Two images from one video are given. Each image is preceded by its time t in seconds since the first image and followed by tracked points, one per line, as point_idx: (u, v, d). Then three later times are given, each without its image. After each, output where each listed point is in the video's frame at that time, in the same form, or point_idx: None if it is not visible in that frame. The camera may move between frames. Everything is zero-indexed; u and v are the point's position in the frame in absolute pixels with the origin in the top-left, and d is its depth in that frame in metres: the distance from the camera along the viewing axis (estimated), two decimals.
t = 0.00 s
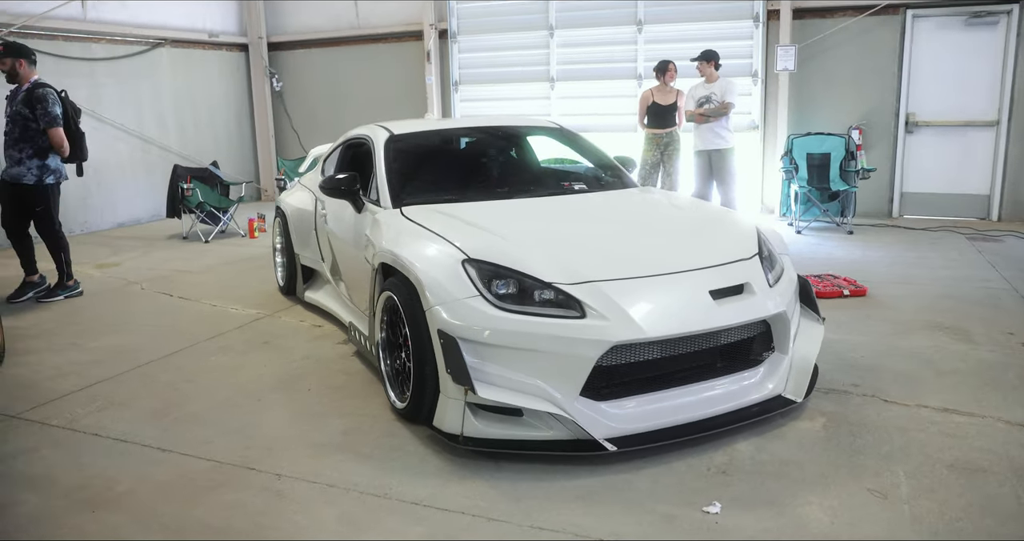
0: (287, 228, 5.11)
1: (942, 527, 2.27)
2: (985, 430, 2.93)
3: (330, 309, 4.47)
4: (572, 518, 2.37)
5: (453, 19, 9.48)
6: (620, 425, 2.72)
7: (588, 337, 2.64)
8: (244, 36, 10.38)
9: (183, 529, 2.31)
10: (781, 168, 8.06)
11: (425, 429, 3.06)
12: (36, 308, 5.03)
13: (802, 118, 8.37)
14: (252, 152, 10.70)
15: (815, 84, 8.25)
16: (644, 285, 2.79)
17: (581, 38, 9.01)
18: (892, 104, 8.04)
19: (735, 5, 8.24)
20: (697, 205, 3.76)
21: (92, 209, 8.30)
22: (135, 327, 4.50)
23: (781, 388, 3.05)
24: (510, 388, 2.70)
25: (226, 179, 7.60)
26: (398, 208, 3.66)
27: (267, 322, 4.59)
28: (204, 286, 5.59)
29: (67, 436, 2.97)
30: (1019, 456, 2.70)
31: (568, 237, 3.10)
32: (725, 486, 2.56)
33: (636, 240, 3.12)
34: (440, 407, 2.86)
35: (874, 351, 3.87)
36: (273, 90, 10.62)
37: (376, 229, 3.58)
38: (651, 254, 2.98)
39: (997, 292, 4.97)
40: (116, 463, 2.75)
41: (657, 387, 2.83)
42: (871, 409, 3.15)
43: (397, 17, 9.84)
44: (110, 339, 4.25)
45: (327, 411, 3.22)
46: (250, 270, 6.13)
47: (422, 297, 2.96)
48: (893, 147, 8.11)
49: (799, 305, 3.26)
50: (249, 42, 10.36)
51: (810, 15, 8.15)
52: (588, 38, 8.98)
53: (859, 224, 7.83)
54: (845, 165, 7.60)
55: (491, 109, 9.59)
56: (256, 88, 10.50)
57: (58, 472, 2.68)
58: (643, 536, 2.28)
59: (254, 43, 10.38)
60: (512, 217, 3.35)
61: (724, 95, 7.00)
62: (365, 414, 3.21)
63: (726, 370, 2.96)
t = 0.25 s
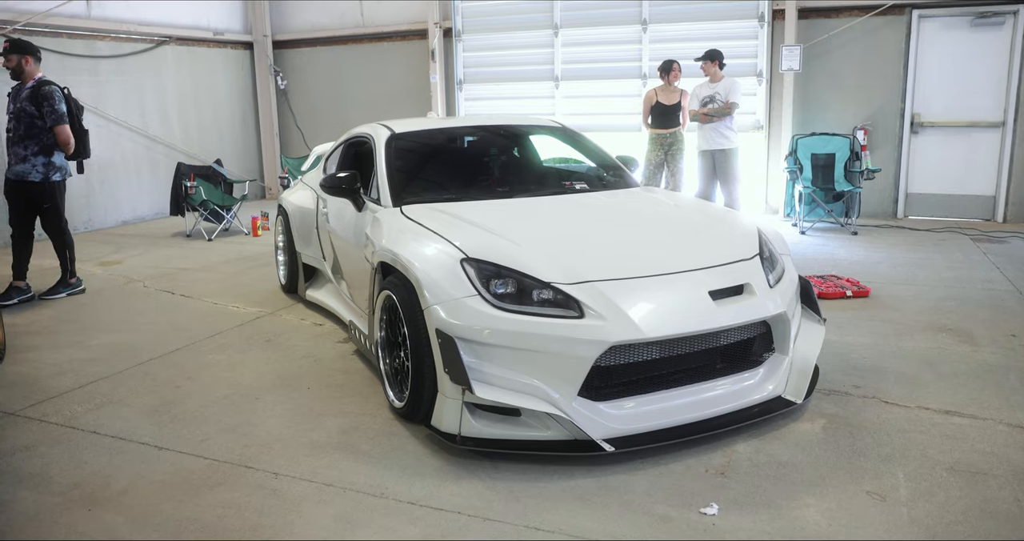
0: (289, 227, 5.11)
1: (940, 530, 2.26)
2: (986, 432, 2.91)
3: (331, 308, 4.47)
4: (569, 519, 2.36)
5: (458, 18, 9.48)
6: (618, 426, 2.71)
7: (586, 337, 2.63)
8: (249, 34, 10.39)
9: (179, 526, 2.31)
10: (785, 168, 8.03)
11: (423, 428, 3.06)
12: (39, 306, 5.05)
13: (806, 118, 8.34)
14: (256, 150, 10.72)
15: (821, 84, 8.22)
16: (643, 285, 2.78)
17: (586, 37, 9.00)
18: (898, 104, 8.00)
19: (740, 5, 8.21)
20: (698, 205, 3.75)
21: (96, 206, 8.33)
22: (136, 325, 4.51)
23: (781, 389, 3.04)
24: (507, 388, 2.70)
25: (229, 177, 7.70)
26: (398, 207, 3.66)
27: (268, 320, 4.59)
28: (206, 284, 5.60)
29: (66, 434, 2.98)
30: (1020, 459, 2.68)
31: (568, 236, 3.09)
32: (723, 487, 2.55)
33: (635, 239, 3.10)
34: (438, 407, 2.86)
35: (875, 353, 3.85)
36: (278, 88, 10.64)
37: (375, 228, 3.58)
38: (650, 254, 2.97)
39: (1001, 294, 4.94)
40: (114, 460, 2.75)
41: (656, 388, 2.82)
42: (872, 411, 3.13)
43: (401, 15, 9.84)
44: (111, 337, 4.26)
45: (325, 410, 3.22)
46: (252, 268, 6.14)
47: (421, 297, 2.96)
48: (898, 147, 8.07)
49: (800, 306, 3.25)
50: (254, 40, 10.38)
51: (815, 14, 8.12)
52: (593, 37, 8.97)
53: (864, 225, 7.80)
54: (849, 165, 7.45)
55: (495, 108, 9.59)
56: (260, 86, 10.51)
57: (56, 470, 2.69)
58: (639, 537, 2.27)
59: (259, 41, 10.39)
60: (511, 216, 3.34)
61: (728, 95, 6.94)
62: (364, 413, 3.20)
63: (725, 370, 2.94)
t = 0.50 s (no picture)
0: (289, 226, 5.12)
1: (935, 532, 2.26)
2: (982, 435, 2.90)
3: (329, 307, 4.47)
4: (563, 520, 2.36)
5: (459, 18, 9.48)
6: (614, 427, 2.70)
7: (582, 338, 2.63)
8: (250, 33, 10.40)
9: (174, 525, 2.32)
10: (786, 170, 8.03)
11: (419, 428, 3.06)
12: (39, 304, 5.06)
13: (808, 119, 8.33)
14: (258, 149, 10.73)
15: (822, 85, 8.21)
16: (640, 286, 2.78)
17: (588, 37, 8.99)
18: (899, 106, 7.99)
19: (742, 6, 8.21)
20: (697, 205, 3.75)
21: (97, 204, 8.34)
22: (135, 323, 4.52)
23: (778, 391, 3.03)
24: (503, 388, 2.70)
25: (230, 176, 7.71)
26: (397, 206, 3.66)
27: (266, 320, 4.60)
28: (206, 283, 5.61)
29: (62, 433, 2.98)
30: (1016, 461, 2.68)
31: (565, 237, 3.09)
32: (719, 489, 2.54)
33: (633, 240, 3.10)
34: (434, 407, 2.86)
35: (873, 355, 3.85)
36: (279, 87, 10.65)
37: (374, 227, 3.58)
38: (648, 255, 2.97)
39: (1000, 296, 4.94)
40: (110, 459, 2.75)
41: (653, 389, 2.81)
42: (869, 413, 3.13)
43: (403, 15, 9.84)
44: (109, 335, 4.26)
45: (322, 409, 3.22)
46: (252, 267, 6.14)
47: (418, 297, 2.96)
48: (899, 149, 8.06)
49: (798, 307, 3.24)
50: (256, 40, 10.39)
51: (816, 16, 8.11)
52: (594, 38, 8.96)
53: (864, 227, 7.79)
54: (850, 166, 7.51)
55: (496, 108, 9.59)
56: (262, 85, 10.53)
57: (52, 468, 2.69)
58: (634, 538, 2.27)
59: (261, 40, 10.40)
60: (508, 216, 3.34)
61: (729, 96, 6.95)
62: (361, 413, 3.21)
63: (723, 372, 2.94)
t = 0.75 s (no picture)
0: (283, 226, 5.11)
1: (925, 534, 2.26)
2: (973, 437, 2.91)
3: (323, 307, 4.47)
4: (554, 521, 2.36)
5: (456, 18, 9.48)
6: (606, 428, 2.71)
7: (574, 339, 2.63)
8: (247, 32, 10.39)
9: (163, 525, 2.31)
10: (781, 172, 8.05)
11: (411, 428, 3.05)
12: (31, 303, 5.04)
13: (803, 122, 8.34)
14: (253, 148, 10.71)
15: (818, 88, 8.22)
16: (633, 287, 2.78)
17: (584, 39, 9.00)
18: (894, 109, 8.01)
19: (738, 8, 8.22)
20: (691, 207, 3.75)
21: (92, 203, 8.32)
22: (127, 323, 4.51)
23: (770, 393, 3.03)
24: (495, 389, 2.69)
25: (226, 176, 7.74)
26: (390, 207, 3.66)
27: (260, 319, 4.59)
28: (200, 282, 5.60)
29: (52, 432, 2.97)
30: (1006, 464, 2.68)
31: (558, 238, 3.09)
32: (710, 491, 2.54)
33: (626, 241, 3.10)
34: (426, 407, 2.86)
35: (866, 357, 3.85)
36: (275, 87, 10.64)
37: (367, 227, 3.58)
38: (640, 256, 2.97)
39: (993, 299, 4.95)
40: (101, 459, 2.75)
41: (645, 390, 2.82)
42: (860, 415, 3.13)
43: (399, 14, 9.83)
44: (101, 334, 4.25)
45: (314, 409, 3.22)
46: (246, 267, 6.13)
47: (410, 297, 2.96)
48: (894, 152, 8.08)
49: (790, 309, 3.25)
50: (252, 39, 10.37)
51: (812, 18, 8.13)
52: (591, 39, 8.97)
53: (859, 229, 7.80)
54: (845, 169, 7.63)
55: (492, 108, 9.58)
56: (258, 84, 10.52)
57: (42, 467, 2.68)
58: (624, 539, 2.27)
59: (257, 39, 10.39)
60: (501, 217, 3.34)
61: (724, 98, 6.98)
62: (353, 413, 3.20)
63: (715, 373, 2.94)
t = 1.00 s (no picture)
0: (276, 226, 5.10)
1: (915, 535, 2.27)
2: (964, 438, 2.92)
3: (315, 307, 4.46)
4: (545, 521, 2.36)
5: (450, 18, 9.47)
6: (598, 428, 2.71)
7: (566, 339, 2.63)
8: (241, 32, 10.37)
9: (153, 525, 2.30)
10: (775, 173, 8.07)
11: (403, 429, 3.05)
12: (23, 302, 5.02)
13: (797, 123, 8.37)
14: (247, 148, 10.69)
15: (811, 89, 8.25)
16: (625, 288, 2.78)
17: (578, 40, 9.00)
18: (887, 111, 8.04)
19: (733, 10, 8.24)
20: (684, 208, 3.75)
21: (85, 202, 8.29)
22: (119, 322, 4.49)
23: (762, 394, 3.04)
24: (486, 389, 2.69)
25: (219, 175, 7.71)
26: (383, 207, 3.65)
27: (252, 319, 4.58)
28: (193, 281, 5.58)
29: (43, 432, 2.96)
30: (996, 465, 2.69)
31: (550, 238, 3.09)
32: (701, 492, 2.54)
33: (618, 242, 3.10)
34: (418, 407, 2.85)
35: (858, 358, 3.87)
36: (270, 86, 10.62)
37: (360, 227, 3.57)
38: (632, 257, 2.97)
39: (985, 300, 4.97)
40: (91, 458, 2.73)
41: (636, 390, 2.82)
42: (852, 416, 3.14)
43: (394, 15, 9.82)
44: (93, 334, 4.23)
45: (306, 409, 3.21)
46: (240, 267, 6.12)
47: (402, 297, 2.95)
48: (887, 154, 8.11)
49: (782, 310, 3.25)
50: (246, 38, 10.35)
51: (806, 21, 8.15)
52: (585, 40, 8.98)
53: (852, 231, 7.83)
54: (839, 171, 7.63)
55: (486, 109, 9.58)
56: (252, 84, 10.50)
57: (32, 467, 2.66)
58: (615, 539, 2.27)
59: (251, 39, 10.36)
60: (494, 217, 3.34)
61: (718, 99, 6.99)
62: (345, 413, 3.19)
63: (707, 374, 2.94)
